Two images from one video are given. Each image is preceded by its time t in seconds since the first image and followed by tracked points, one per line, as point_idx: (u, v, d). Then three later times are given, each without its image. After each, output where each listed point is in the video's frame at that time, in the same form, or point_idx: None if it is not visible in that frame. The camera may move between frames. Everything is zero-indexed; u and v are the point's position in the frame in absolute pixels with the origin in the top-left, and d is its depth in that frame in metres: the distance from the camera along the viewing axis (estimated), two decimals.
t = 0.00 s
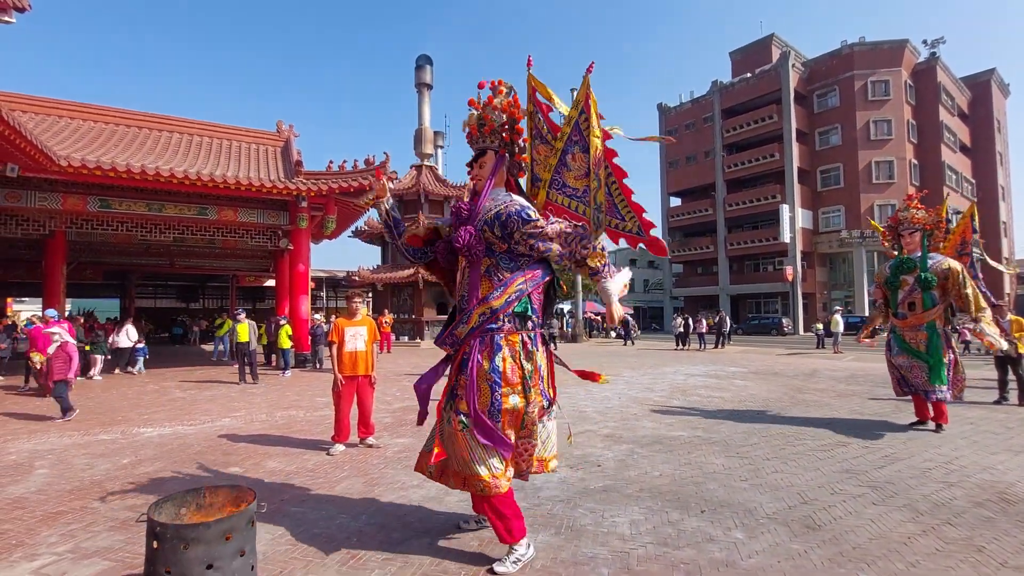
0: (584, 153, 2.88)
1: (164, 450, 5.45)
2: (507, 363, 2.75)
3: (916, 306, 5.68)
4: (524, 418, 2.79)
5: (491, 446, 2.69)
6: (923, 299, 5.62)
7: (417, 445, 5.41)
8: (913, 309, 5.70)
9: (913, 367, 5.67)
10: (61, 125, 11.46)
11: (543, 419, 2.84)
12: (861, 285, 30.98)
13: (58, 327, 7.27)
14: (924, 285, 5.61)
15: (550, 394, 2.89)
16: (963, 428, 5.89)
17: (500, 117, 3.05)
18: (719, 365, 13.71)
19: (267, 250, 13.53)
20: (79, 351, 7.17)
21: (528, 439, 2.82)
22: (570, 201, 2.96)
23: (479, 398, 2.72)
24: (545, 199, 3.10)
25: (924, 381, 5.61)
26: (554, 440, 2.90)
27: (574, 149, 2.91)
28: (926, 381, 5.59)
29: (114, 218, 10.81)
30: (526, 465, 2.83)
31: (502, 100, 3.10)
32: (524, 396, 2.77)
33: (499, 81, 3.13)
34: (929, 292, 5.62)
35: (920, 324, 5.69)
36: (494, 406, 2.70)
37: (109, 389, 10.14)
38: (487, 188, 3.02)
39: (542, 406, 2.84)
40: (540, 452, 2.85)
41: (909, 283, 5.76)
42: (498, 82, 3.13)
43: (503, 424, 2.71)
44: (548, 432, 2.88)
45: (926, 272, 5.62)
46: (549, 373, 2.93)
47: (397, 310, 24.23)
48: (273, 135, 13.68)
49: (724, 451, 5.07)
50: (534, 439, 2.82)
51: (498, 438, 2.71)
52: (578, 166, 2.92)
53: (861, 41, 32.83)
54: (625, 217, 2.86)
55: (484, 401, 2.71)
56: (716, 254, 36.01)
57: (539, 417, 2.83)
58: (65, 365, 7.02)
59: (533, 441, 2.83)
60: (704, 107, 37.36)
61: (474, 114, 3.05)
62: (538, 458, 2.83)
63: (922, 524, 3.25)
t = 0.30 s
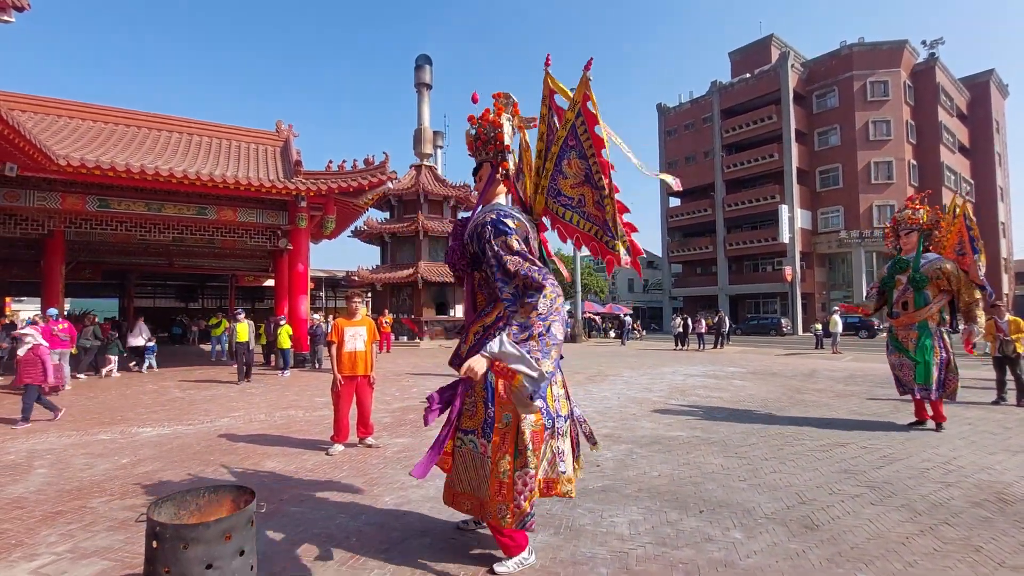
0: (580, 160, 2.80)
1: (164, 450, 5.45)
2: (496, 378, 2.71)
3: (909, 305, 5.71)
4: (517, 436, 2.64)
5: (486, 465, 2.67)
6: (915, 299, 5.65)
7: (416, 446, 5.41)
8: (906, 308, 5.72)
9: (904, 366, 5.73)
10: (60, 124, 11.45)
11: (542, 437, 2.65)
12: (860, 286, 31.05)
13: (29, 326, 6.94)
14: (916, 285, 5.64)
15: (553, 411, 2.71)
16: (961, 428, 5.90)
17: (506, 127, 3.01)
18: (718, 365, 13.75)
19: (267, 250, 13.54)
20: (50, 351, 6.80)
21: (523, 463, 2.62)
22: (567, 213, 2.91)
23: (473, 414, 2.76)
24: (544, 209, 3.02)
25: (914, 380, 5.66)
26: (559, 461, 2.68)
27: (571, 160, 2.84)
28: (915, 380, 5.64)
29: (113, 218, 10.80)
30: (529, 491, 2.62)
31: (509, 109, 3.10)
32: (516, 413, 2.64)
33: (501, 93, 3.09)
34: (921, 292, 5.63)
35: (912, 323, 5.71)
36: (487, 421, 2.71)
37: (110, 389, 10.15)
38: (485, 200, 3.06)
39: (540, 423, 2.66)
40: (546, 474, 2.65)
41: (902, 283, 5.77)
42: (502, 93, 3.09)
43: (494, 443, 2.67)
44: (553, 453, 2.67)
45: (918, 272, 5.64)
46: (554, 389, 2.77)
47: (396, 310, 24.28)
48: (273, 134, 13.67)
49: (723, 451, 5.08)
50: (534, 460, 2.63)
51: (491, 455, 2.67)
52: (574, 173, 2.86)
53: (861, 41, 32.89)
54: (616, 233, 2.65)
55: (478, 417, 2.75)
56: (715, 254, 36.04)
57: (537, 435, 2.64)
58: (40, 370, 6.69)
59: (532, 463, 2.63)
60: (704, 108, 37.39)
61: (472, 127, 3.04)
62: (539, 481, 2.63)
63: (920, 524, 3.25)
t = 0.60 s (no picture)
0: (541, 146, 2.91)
1: (162, 450, 5.43)
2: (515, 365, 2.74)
3: (911, 305, 5.74)
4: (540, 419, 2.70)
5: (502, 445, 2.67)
6: (917, 299, 5.68)
7: (414, 446, 5.40)
8: (909, 308, 5.75)
9: (908, 366, 5.70)
10: (59, 123, 11.43)
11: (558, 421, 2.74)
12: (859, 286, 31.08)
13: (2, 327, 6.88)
14: (918, 284, 5.70)
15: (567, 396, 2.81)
16: (960, 428, 5.91)
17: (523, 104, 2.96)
18: (717, 365, 13.74)
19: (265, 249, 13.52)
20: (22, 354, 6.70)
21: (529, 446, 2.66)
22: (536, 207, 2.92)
23: (487, 396, 2.76)
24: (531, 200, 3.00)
25: (917, 380, 5.63)
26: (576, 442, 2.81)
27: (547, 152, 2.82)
28: (918, 380, 5.61)
29: (111, 217, 10.78)
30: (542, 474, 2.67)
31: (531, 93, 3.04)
32: (533, 396, 2.69)
33: (527, 64, 3.00)
34: (924, 291, 5.68)
35: (915, 323, 5.71)
36: (501, 404, 2.71)
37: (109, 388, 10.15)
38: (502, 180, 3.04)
39: (556, 407, 2.74)
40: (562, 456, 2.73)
41: (904, 283, 5.84)
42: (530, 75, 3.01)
43: (509, 425, 2.68)
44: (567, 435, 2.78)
45: (919, 271, 5.68)
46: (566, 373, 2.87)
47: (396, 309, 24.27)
48: (272, 134, 13.66)
49: (722, 450, 5.07)
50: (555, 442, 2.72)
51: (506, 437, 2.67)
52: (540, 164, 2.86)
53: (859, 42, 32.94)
54: (570, 220, 2.70)
55: (492, 399, 2.75)
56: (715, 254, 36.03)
57: (553, 419, 2.73)
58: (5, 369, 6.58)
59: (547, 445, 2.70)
60: (703, 107, 37.40)
61: (496, 102, 3.03)
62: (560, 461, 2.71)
63: (917, 523, 3.26)
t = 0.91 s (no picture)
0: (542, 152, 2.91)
1: (160, 450, 5.42)
2: (533, 380, 2.73)
3: (916, 307, 5.74)
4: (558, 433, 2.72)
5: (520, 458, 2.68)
6: (922, 300, 5.66)
7: (413, 445, 5.40)
8: (913, 310, 5.75)
9: (918, 367, 5.71)
10: (57, 122, 11.41)
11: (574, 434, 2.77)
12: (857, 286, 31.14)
13: None
14: (923, 286, 5.65)
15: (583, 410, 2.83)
16: (957, 428, 5.93)
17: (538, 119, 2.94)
18: (715, 365, 13.76)
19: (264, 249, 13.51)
20: None
21: (545, 461, 2.70)
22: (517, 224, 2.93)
23: (503, 409, 2.73)
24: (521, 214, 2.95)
25: (928, 381, 5.63)
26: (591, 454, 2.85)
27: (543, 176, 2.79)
28: (930, 382, 5.62)
29: (110, 216, 10.77)
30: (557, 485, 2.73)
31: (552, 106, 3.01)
32: (550, 412, 2.70)
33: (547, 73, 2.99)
34: (929, 293, 5.65)
35: (921, 324, 5.71)
36: (519, 418, 2.71)
37: (108, 387, 10.15)
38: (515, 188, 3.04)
39: (571, 422, 2.77)
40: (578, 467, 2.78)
41: (908, 285, 5.82)
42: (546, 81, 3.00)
43: (525, 438, 2.68)
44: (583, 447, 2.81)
45: (924, 272, 5.64)
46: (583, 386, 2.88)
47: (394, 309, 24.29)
48: (271, 133, 13.65)
49: (720, 450, 5.08)
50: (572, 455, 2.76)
51: (524, 451, 2.69)
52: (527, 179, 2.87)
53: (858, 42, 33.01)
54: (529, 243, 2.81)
55: (509, 412, 2.73)
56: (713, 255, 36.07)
57: (570, 432, 2.76)
58: None
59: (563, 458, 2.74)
60: (702, 108, 37.44)
61: (513, 109, 3.02)
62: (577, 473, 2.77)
63: (915, 523, 3.27)
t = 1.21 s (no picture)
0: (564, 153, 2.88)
1: (158, 449, 5.41)
2: (533, 370, 2.75)
3: (911, 308, 5.75)
4: (563, 422, 2.69)
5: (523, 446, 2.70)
6: (918, 301, 5.68)
7: (412, 445, 5.39)
8: (909, 311, 5.76)
9: (915, 369, 5.67)
10: (54, 121, 11.39)
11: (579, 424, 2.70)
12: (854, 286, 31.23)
13: None
14: (918, 287, 5.68)
15: (588, 399, 2.78)
16: (954, 428, 5.95)
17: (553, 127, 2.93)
18: (713, 365, 13.77)
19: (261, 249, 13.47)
20: None
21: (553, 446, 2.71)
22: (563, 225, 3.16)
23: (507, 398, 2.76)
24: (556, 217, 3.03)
25: (925, 382, 5.61)
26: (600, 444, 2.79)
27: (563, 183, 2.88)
28: (927, 383, 5.60)
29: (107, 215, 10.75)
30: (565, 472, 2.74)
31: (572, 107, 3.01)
32: (553, 400, 2.70)
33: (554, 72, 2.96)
34: (923, 293, 5.68)
35: (916, 325, 5.72)
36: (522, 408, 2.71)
37: (105, 387, 10.13)
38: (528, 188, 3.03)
39: (576, 411, 2.71)
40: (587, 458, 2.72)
41: (903, 285, 5.81)
42: (558, 75, 2.98)
43: (528, 426, 2.71)
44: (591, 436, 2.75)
45: (920, 274, 5.66)
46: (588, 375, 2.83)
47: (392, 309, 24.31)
48: (269, 133, 13.63)
49: (717, 450, 5.09)
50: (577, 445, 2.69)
51: (527, 440, 2.70)
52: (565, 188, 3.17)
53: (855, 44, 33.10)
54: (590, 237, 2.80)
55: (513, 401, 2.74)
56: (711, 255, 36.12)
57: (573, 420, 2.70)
58: None
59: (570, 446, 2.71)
60: (700, 108, 37.50)
61: (523, 110, 3.02)
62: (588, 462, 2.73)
63: (912, 522, 3.28)
